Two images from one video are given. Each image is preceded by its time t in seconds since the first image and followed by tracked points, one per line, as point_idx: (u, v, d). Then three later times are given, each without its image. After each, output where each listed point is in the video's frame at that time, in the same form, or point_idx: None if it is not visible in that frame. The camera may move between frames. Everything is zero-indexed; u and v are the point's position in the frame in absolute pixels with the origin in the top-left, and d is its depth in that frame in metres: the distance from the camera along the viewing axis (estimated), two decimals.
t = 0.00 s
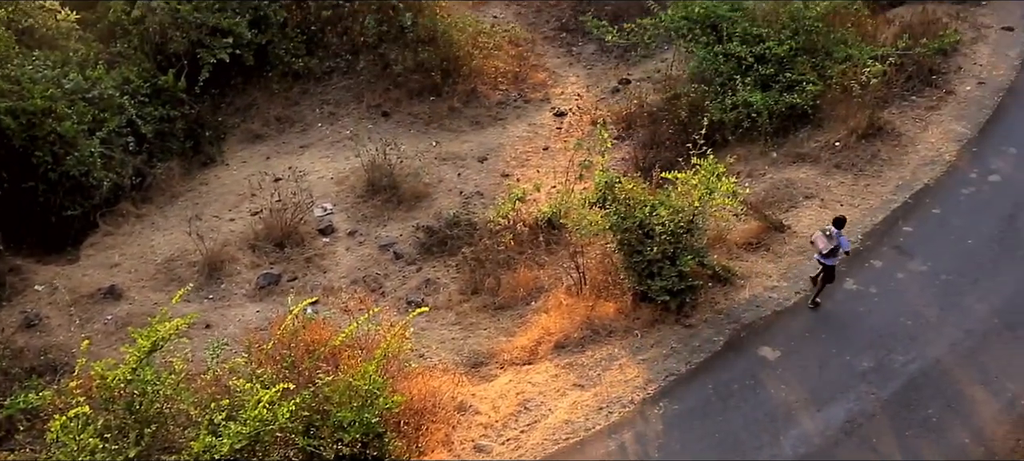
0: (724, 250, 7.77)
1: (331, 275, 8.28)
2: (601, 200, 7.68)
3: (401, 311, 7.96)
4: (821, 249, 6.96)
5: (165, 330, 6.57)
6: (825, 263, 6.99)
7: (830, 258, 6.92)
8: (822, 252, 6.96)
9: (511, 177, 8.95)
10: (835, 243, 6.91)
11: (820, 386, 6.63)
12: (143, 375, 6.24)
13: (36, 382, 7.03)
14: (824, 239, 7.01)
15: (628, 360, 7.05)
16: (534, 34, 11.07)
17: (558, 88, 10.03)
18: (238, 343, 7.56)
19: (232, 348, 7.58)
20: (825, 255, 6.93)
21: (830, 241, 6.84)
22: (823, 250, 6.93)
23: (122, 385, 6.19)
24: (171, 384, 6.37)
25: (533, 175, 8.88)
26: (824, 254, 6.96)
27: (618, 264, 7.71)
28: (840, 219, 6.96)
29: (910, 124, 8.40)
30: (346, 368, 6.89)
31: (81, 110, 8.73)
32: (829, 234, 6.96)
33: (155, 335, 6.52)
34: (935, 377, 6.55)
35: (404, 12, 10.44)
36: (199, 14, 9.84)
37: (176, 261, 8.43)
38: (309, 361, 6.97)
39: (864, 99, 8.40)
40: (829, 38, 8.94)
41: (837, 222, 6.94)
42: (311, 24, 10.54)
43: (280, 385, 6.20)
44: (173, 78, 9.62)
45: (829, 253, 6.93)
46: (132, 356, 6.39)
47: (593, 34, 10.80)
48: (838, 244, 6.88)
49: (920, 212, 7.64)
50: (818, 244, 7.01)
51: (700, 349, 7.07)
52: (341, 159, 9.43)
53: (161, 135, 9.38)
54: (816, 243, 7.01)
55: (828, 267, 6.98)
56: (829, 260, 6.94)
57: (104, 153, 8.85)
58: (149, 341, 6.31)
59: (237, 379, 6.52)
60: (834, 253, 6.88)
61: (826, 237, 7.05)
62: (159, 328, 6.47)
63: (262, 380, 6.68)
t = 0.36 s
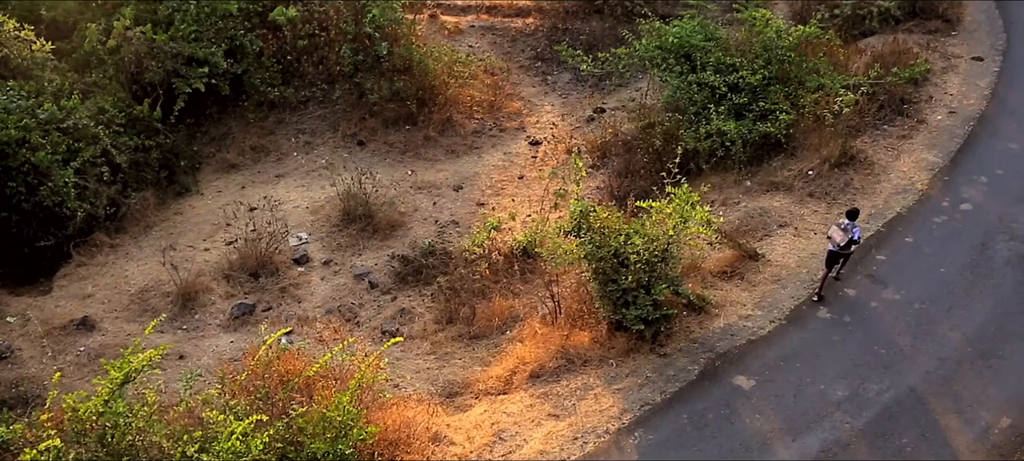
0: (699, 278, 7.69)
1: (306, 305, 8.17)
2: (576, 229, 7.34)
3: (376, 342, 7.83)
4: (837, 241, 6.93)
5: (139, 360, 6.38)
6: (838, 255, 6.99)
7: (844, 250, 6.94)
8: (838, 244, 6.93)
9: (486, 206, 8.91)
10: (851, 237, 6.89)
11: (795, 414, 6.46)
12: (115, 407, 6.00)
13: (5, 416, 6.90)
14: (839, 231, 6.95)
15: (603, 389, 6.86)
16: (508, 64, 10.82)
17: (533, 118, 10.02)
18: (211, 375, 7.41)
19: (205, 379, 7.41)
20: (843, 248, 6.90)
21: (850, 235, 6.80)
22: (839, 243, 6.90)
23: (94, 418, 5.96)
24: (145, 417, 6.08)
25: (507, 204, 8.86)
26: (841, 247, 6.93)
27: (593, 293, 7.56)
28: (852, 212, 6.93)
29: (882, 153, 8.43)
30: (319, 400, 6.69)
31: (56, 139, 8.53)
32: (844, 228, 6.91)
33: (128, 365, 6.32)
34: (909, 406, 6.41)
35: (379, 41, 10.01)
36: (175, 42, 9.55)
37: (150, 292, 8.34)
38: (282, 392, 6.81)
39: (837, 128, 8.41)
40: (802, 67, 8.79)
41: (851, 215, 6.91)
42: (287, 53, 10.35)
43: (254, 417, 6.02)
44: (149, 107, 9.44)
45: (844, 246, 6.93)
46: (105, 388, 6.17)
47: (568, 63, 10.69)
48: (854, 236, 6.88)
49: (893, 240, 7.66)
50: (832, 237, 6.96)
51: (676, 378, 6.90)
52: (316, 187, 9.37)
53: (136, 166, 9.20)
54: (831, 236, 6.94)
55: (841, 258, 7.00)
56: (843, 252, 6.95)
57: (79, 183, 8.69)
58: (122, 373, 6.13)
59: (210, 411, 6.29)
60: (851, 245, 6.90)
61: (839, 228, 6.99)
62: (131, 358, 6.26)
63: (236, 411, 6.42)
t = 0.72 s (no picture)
0: (679, 307, 7.62)
1: (286, 334, 8.11)
2: (556, 255, 7.30)
3: (357, 370, 7.75)
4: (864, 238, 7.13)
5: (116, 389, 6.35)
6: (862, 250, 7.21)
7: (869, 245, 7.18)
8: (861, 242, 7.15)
9: (467, 233, 8.89)
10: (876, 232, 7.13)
11: (777, 444, 6.39)
12: (93, 437, 5.98)
13: None
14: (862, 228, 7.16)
15: (584, 418, 6.76)
16: (488, 92, 10.80)
17: (513, 146, 10.00)
18: (190, 405, 7.28)
19: (184, 409, 7.27)
20: (866, 246, 7.13)
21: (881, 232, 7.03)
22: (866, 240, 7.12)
23: (71, 448, 5.92)
24: (123, 447, 5.98)
25: (488, 232, 8.84)
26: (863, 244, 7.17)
27: (573, 322, 7.43)
28: (872, 209, 7.15)
29: (860, 181, 8.45)
30: (300, 429, 6.54)
31: (35, 168, 8.58)
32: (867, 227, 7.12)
33: (105, 396, 6.27)
34: (889, 435, 6.35)
35: (360, 69, 9.98)
36: (156, 71, 9.55)
37: (129, 321, 8.24)
38: (260, 421, 6.67)
39: (816, 156, 8.41)
40: (780, 95, 8.80)
41: (872, 212, 7.11)
42: (268, 81, 10.30)
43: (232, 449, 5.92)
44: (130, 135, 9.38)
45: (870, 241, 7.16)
46: (82, 419, 6.15)
47: (549, 91, 10.64)
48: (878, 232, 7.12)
49: (872, 269, 7.68)
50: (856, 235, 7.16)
51: (656, 406, 6.82)
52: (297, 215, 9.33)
53: (116, 194, 9.13)
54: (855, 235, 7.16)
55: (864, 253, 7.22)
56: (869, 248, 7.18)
57: (59, 211, 8.68)
58: (99, 404, 6.10)
59: (187, 441, 6.19)
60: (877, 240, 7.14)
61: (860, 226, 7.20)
62: (108, 388, 6.26)
63: (214, 442, 6.26)
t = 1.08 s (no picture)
0: (664, 334, 7.59)
1: (271, 362, 8.05)
2: (541, 284, 7.17)
3: (342, 399, 7.69)
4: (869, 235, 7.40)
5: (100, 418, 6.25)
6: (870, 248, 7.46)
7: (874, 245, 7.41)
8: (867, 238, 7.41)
9: (452, 261, 8.88)
10: (882, 233, 7.35)
11: None
12: None
13: None
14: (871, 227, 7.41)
15: (569, 446, 6.71)
16: (473, 119, 10.81)
17: (498, 173, 10.00)
18: (174, 434, 7.18)
19: (168, 439, 7.16)
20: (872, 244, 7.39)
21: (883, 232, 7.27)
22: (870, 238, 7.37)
23: None
24: None
25: (473, 259, 8.84)
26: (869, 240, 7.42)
27: (559, 348, 7.37)
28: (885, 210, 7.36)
29: (843, 208, 8.50)
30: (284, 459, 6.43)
31: (19, 196, 8.60)
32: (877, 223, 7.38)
33: (88, 424, 6.17)
34: None
35: (345, 96, 9.94)
36: (141, 98, 9.47)
37: (113, 349, 8.19)
38: (245, 450, 6.55)
39: (798, 184, 8.47)
40: (762, 123, 8.81)
41: (884, 213, 7.33)
42: (253, 108, 10.22)
43: None
44: (114, 163, 9.32)
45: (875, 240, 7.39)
46: (64, 449, 6.02)
47: (533, 118, 10.68)
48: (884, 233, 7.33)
49: (856, 296, 7.67)
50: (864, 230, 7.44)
51: (642, 434, 6.80)
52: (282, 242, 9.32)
53: (100, 221, 9.12)
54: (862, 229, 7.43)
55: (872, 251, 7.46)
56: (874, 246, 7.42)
57: (43, 239, 8.67)
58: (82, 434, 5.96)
59: None
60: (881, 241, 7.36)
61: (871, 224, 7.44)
62: (92, 417, 6.18)
63: None
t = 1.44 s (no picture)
0: (653, 359, 7.55)
1: (260, 388, 7.95)
2: (530, 309, 7.18)
3: (331, 425, 7.54)
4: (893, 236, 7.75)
5: (87, 446, 6.24)
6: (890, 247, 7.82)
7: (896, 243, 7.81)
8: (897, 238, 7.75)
9: (441, 286, 8.87)
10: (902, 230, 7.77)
11: None
12: None
13: None
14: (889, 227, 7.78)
15: None
16: (462, 145, 10.84)
17: (487, 198, 10.03)
18: None
19: None
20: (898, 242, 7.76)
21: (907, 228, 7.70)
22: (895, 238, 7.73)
23: None
24: None
25: (462, 285, 8.84)
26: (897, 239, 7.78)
27: (548, 375, 7.35)
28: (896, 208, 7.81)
29: (830, 233, 8.56)
30: None
31: (8, 222, 8.56)
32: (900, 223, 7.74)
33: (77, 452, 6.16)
34: None
35: (334, 121, 9.93)
36: (130, 123, 9.46)
37: (102, 376, 8.11)
38: None
39: (786, 209, 8.55)
40: (750, 149, 8.89)
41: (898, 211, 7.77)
42: (242, 133, 10.24)
43: None
44: (103, 188, 9.32)
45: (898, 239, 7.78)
46: None
47: (521, 143, 10.75)
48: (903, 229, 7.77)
49: (843, 322, 7.68)
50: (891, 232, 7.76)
51: None
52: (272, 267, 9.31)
53: (89, 246, 9.11)
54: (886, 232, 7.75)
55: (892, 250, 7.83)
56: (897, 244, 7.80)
57: (31, 265, 8.63)
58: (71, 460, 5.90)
59: None
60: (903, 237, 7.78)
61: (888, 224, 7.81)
62: (80, 445, 6.16)
63: None
